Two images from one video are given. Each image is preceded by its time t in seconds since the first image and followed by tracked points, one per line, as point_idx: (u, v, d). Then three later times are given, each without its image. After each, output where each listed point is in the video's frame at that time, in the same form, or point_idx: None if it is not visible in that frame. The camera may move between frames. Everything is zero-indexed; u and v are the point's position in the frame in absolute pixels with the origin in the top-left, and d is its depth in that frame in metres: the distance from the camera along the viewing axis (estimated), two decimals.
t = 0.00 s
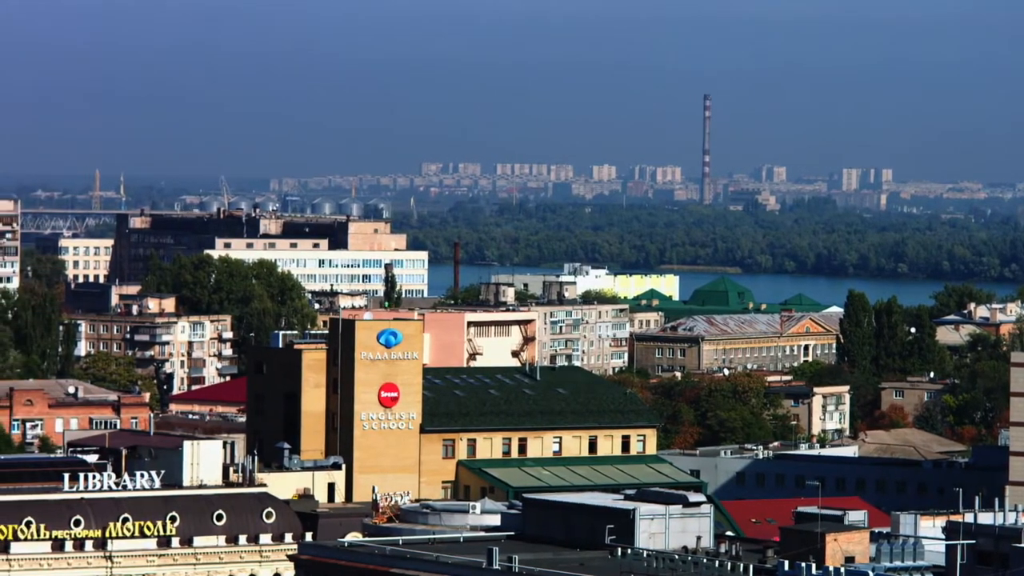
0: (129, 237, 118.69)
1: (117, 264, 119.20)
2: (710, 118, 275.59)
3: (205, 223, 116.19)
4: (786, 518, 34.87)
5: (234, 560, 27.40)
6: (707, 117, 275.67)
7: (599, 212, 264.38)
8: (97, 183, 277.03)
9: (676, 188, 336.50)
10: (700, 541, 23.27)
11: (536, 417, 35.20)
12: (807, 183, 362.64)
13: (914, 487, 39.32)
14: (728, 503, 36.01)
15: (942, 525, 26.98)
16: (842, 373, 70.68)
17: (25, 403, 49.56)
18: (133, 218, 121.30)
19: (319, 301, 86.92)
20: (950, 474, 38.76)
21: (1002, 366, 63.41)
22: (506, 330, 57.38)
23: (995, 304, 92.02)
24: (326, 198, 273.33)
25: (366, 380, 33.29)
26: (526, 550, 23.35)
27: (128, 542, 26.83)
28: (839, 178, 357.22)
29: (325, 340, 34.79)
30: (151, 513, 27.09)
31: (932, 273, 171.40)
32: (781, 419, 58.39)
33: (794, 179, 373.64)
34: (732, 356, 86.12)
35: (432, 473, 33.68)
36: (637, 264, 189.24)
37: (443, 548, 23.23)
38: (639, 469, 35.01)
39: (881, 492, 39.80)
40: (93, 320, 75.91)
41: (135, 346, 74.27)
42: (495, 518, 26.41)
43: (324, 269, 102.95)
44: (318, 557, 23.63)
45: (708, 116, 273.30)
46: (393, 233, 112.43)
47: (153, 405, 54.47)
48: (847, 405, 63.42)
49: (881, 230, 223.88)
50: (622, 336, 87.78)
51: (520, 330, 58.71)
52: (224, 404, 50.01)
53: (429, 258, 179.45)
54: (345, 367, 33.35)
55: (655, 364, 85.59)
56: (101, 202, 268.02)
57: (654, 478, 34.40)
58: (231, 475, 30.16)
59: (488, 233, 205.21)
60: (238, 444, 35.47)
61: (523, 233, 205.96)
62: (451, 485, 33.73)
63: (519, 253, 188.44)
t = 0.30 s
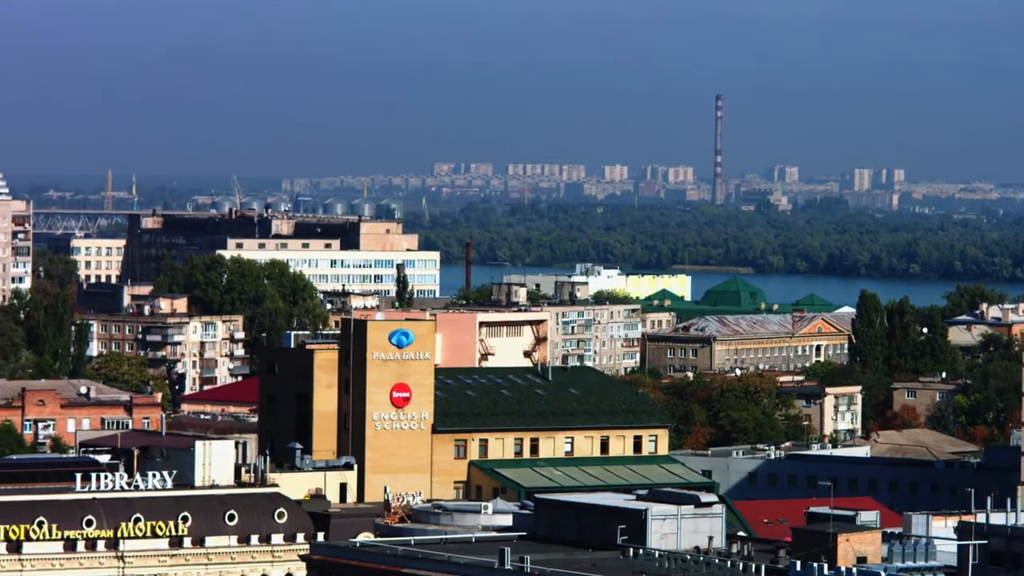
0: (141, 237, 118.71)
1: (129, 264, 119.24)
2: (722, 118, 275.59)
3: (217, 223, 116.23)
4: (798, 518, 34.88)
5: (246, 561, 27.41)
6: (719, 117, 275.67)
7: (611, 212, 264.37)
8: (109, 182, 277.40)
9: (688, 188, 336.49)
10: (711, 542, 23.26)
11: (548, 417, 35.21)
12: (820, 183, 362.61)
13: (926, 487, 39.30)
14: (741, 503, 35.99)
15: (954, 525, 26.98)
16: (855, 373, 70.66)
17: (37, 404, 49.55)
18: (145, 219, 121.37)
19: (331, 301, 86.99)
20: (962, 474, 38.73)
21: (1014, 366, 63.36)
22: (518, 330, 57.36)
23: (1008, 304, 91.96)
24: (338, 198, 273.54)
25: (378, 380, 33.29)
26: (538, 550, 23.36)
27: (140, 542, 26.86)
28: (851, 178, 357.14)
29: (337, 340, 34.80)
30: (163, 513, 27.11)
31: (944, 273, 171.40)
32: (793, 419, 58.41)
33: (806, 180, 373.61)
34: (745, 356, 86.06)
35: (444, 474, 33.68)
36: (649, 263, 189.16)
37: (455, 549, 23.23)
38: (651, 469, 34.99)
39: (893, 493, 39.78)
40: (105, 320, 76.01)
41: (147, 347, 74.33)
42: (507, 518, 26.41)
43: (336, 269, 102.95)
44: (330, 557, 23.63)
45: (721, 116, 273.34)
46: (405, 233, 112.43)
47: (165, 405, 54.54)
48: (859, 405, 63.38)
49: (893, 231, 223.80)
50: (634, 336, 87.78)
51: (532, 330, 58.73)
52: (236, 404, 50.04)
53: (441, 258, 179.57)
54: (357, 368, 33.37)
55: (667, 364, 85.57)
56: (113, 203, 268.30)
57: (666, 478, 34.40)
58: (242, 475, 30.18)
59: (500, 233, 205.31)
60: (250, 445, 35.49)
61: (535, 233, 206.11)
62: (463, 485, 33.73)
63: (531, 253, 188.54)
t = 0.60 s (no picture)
0: (151, 237, 118.74)
1: (140, 264, 119.27)
2: (733, 118, 275.60)
3: (228, 223, 116.26)
4: (807, 518, 34.87)
5: (256, 560, 27.42)
6: (730, 117, 275.68)
7: (622, 213, 264.39)
8: (119, 182, 277.69)
9: (698, 188, 336.46)
10: (723, 541, 23.22)
11: (557, 417, 35.24)
12: (830, 183, 362.56)
13: (937, 488, 39.26)
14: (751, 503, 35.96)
15: (966, 526, 26.93)
16: (865, 373, 70.61)
17: (47, 403, 49.55)
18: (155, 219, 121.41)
19: (342, 301, 87.04)
20: (973, 474, 38.73)
21: None
22: (528, 330, 57.34)
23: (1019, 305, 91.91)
24: (349, 198, 273.63)
25: (388, 380, 33.31)
26: (548, 550, 23.37)
27: (151, 542, 26.86)
28: (861, 178, 357.09)
29: (347, 339, 34.80)
30: (174, 513, 27.10)
31: (955, 273, 171.44)
32: (803, 419, 58.41)
33: (817, 180, 373.54)
34: (755, 356, 86.00)
35: (454, 474, 33.68)
36: (659, 263, 189.04)
37: (465, 549, 23.23)
38: (661, 469, 35.00)
39: (903, 493, 39.77)
40: (115, 319, 76.05)
41: (157, 346, 74.34)
42: (517, 518, 26.40)
43: (346, 269, 102.94)
44: (340, 557, 23.63)
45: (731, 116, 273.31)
46: (415, 234, 112.45)
47: (175, 405, 54.59)
48: (869, 405, 63.40)
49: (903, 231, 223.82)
50: (645, 336, 87.78)
51: (542, 330, 58.74)
52: (247, 404, 50.06)
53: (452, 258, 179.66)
54: (367, 368, 33.37)
55: (677, 364, 85.56)
56: (123, 203, 268.46)
57: (676, 478, 34.41)
58: (253, 474, 30.19)
59: (511, 233, 205.43)
60: (259, 444, 35.52)
61: (546, 233, 206.22)
62: (473, 485, 33.73)
63: (541, 253, 188.71)
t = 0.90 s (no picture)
0: (164, 237, 118.77)
1: (153, 264, 119.30)
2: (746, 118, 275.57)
3: (240, 223, 116.28)
4: (820, 518, 34.86)
5: (269, 561, 27.43)
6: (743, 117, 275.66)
7: (635, 212, 264.33)
8: (132, 182, 278.09)
9: (710, 188, 336.41)
10: (735, 541, 23.21)
11: (570, 417, 35.25)
12: (842, 182, 362.50)
13: (950, 488, 39.22)
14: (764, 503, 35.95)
15: (978, 526, 26.92)
16: (878, 373, 70.58)
17: (60, 404, 49.61)
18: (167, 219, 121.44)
19: (354, 300, 87.09)
20: (986, 474, 38.68)
21: None
22: (541, 330, 57.32)
23: None
24: (362, 199, 273.70)
25: (401, 380, 33.32)
26: (560, 550, 23.37)
27: (164, 543, 26.87)
28: (874, 178, 357.02)
29: (360, 340, 34.82)
30: (187, 513, 27.12)
31: (968, 273, 171.44)
32: (816, 419, 58.36)
33: (829, 180, 373.42)
34: (767, 356, 85.93)
35: (466, 473, 33.69)
36: (672, 264, 188.90)
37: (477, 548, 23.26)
38: (674, 470, 34.98)
39: (916, 493, 39.73)
40: (128, 320, 76.09)
41: (170, 346, 74.37)
42: (530, 518, 26.40)
43: (359, 269, 102.92)
44: (353, 556, 23.64)
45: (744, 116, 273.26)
46: (428, 234, 112.45)
47: (188, 404, 54.63)
48: (882, 404, 63.32)
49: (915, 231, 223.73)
50: (657, 336, 87.78)
51: (555, 330, 58.74)
52: (260, 404, 50.07)
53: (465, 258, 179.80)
54: (379, 366, 33.37)
55: (690, 364, 85.53)
56: (136, 202, 268.59)
57: (688, 479, 34.41)
58: (265, 474, 30.20)
59: (523, 233, 205.52)
60: (272, 444, 35.53)
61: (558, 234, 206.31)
62: (486, 485, 33.74)
63: (553, 253, 188.81)
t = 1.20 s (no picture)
0: (175, 237, 118.76)
1: (164, 264, 119.35)
2: (757, 118, 275.56)
3: (252, 223, 116.28)
4: (831, 518, 34.85)
5: (280, 561, 27.44)
6: (754, 117, 275.65)
7: (646, 213, 264.26)
8: (143, 182, 278.38)
9: (722, 188, 336.39)
10: (746, 541, 23.20)
11: (581, 417, 35.27)
12: (854, 183, 362.35)
13: (961, 489, 39.22)
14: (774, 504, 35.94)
15: (989, 527, 26.92)
16: (890, 373, 70.55)
17: (71, 404, 49.67)
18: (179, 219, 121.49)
19: (365, 301, 87.10)
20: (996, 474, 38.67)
21: None
22: (552, 330, 57.31)
23: None
24: (373, 198, 273.71)
25: (412, 380, 33.32)
26: (570, 550, 23.39)
27: (175, 542, 26.87)
28: (885, 178, 356.86)
29: (371, 341, 34.83)
30: (198, 513, 27.14)
31: (979, 274, 171.47)
32: (827, 419, 58.31)
33: (841, 180, 373.20)
34: (779, 357, 85.84)
35: (478, 474, 33.71)
36: (684, 263, 188.71)
37: (488, 549, 23.26)
38: (685, 470, 34.98)
39: (927, 493, 39.68)
40: (140, 320, 76.07)
41: (181, 346, 74.36)
42: (541, 518, 26.39)
43: (370, 269, 102.89)
44: (364, 557, 23.64)
45: (756, 117, 273.21)
46: (439, 234, 112.43)
47: (199, 404, 54.66)
48: (893, 405, 63.24)
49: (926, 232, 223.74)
50: (669, 336, 87.75)
51: (566, 330, 58.71)
52: (271, 404, 50.06)
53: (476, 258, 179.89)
54: (391, 366, 33.40)
55: (701, 364, 85.47)
56: (147, 203, 268.69)
57: (700, 478, 34.41)
58: (277, 474, 30.21)
59: (535, 233, 205.63)
60: (284, 444, 35.55)
61: (570, 234, 206.37)
62: (497, 485, 33.76)
63: (565, 253, 188.90)
